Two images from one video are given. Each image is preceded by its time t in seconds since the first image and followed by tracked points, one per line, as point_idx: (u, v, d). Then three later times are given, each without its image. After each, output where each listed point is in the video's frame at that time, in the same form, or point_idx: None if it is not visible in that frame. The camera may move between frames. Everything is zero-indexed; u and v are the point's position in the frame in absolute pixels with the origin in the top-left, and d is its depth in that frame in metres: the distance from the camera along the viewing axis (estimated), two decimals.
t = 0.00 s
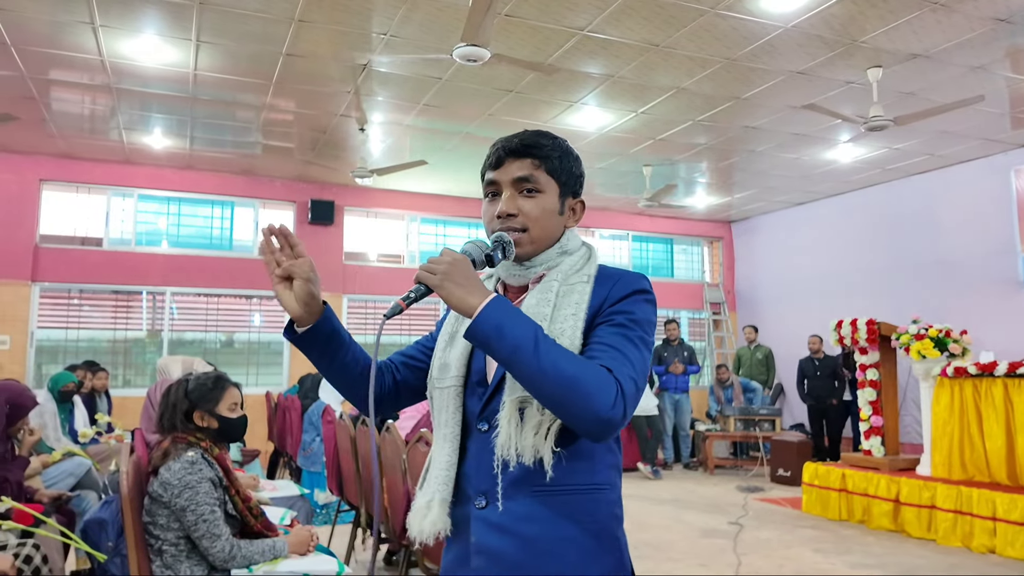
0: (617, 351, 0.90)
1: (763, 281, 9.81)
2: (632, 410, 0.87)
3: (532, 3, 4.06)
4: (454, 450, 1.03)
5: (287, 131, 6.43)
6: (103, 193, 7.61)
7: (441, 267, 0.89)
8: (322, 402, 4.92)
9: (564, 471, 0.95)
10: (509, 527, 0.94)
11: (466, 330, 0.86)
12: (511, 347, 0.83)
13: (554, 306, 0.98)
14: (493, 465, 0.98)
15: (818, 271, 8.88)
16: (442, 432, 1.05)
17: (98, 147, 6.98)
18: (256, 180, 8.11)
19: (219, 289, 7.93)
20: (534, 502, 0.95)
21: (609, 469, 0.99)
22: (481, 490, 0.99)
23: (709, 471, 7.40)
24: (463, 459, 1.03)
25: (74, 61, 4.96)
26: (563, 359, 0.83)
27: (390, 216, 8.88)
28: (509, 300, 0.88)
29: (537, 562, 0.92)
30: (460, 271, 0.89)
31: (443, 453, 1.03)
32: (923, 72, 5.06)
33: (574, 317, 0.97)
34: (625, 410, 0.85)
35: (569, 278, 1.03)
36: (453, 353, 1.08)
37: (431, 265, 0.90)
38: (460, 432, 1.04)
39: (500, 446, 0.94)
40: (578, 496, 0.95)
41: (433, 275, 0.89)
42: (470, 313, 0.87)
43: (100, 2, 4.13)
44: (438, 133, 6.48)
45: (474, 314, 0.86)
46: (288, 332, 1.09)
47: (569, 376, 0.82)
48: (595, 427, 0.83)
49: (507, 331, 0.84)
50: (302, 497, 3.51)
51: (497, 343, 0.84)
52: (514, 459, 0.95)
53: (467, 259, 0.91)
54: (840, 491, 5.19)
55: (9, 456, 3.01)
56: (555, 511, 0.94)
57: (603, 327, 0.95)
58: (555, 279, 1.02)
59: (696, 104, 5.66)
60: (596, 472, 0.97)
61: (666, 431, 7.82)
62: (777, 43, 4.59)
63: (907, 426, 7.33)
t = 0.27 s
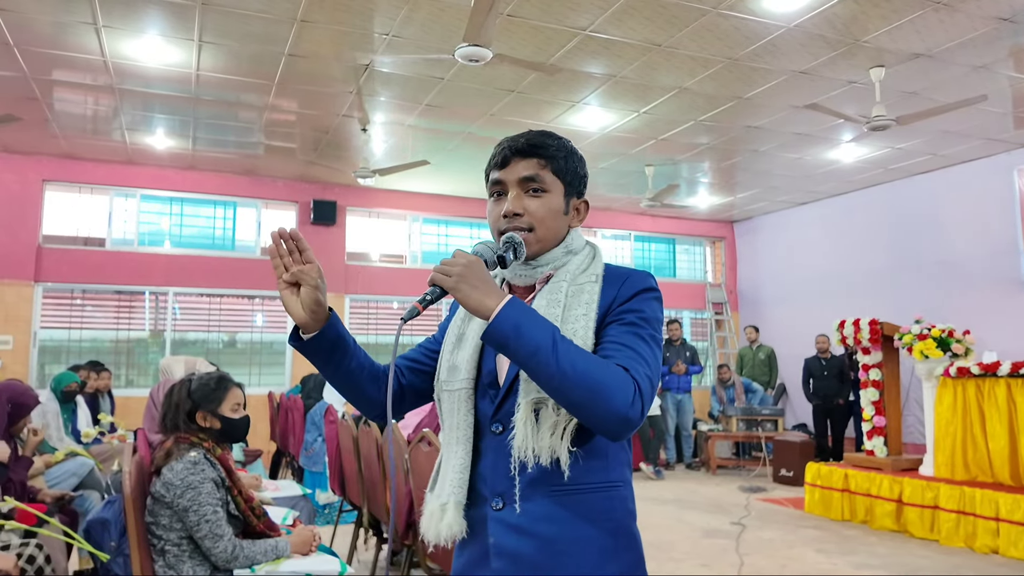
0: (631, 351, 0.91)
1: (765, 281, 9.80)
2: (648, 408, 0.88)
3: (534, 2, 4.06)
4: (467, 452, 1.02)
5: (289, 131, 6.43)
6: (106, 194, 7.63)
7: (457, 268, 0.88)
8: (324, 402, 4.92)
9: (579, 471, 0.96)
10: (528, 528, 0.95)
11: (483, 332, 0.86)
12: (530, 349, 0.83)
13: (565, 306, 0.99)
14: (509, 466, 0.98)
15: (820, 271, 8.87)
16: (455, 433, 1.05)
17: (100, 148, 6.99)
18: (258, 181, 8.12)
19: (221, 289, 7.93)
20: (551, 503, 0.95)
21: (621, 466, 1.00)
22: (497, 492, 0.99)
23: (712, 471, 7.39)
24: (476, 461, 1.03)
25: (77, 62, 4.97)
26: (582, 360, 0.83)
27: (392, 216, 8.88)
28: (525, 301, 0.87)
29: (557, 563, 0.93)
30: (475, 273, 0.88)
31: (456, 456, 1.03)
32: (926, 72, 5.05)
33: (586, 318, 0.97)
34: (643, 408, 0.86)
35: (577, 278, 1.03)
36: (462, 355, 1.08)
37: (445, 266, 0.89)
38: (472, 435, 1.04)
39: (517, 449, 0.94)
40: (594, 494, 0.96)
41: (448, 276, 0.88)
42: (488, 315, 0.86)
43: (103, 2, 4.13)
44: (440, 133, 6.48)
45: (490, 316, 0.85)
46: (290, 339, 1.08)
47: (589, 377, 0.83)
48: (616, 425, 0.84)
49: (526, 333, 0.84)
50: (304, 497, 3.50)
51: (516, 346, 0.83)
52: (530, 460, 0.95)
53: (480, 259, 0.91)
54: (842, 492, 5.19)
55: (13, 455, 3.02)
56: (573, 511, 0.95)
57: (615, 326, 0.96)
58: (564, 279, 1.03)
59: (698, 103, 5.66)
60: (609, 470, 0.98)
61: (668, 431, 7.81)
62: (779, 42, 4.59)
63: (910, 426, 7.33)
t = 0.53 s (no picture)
0: (638, 351, 0.91)
1: (768, 281, 9.79)
2: (655, 407, 0.89)
3: (536, 3, 4.06)
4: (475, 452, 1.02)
5: (291, 131, 6.44)
6: (109, 194, 7.63)
7: (464, 270, 0.88)
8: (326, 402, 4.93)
9: (587, 471, 0.96)
10: (537, 529, 0.95)
11: (490, 334, 0.86)
12: (539, 352, 0.83)
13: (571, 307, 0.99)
14: (517, 467, 0.98)
15: (822, 271, 8.86)
16: (463, 435, 1.05)
17: (103, 148, 7.00)
18: (261, 181, 8.13)
19: (223, 289, 7.94)
20: (560, 503, 0.96)
21: (630, 465, 1.00)
22: (505, 493, 0.99)
23: (714, 472, 7.39)
24: (484, 461, 1.04)
25: (80, 63, 4.98)
26: (590, 362, 0.83)
27: (394, 216, 8.89)
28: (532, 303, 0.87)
29: (568, 562, 0.94)
30: (482, 275, 0.88)
31: (465, 456, 1.03)
32: (928, 71, 5.04)
33: (593, 318, 0.97)
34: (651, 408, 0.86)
35: (584, 278, 1.03)
36: (469, 355, 1.07)
37: (452, 268, 0.89)
38: (480, 435, 1.04)
39: (526, 450, 0.94)
40: (603, 494, 0.96)
41: (455, 279, 0.87)
42: (495, 317, 0.86)
43: (105, 3, 4.13)
44: (442, 133, 6.48)
45: (498, 319, 0.85)
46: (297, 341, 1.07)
47: (598, 379, 0.83)
48: (625, 426, 0.84)
49: (534, 335, 0.84)
50: (306, 497, 3.48)
51: (524, 348, 0.83)
52: (539, 461, 0.95)
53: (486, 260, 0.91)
54: (845, 492, 5.18)
55: (16, 455, 3.03)
56: (582, 511, 0.95)
57: (622, 326, 0.96)
58: (570, 279, 1.02)
59: (700, 103, 5.65)
60: (618, 470, 0.98)
61: (670, 432, 7.80)
62: (781, 42, 4.59)
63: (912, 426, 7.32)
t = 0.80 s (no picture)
0: (644, 352, 0.91)
1: (770, 281, 9.78)
2: (661, 408, 0.88)
3: (538, 3, 4.06)
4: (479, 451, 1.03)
5: (293, 132, 6.44)
6: (111, 194, 7.64)
7: (470, 269, 0.88)
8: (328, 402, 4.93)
9: (591, 471, 0.97)
10: (541, 529, 0.95)
11: (495, 333, 0.86)
12: (543, 352, 0.83)
13: (578, 307, 0.99)
14: (522, 467, 0.98)
15: (824, 271, 8.86)
16: (467, 434, 1.05)
17: (105, 148, 7.01)
18: (263, 181, 8.13)
19: (225, 289, 7.95)
20: (564, 503, 0.96)
21: (634, 466, 1.00)
22: (509, 491, 0.99)
23: (716, 472, 7.38)
24: (488, 461, 1.04)
25: (83, 63, 4.99)
26: (595, 362, 0.83)
27: (396, 216, 8.89)
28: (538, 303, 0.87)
29: (570, 561, 0.94)
30: (488, 274, 0.88)
31: (469, 455, 1.03)
32: (931, 71, 5.03)
33: (599, 318, 0.97)
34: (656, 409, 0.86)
35: (591, 278, 1.03)
36: (474, 354, 1.08)
37: (459, 267, 0.89)
38: (485, 434, 1.04)
39: (529, 450, 0.94)
40: (606, 494, 0.96)
41: (461, 278, 0.88)
42: (501, 316, 0.86)
43: (107, 3, 4.14)
44: (444, 133, 6.48)
45: (503, 319, 0.85)
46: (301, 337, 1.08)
47: (602, 379, 0.83)
48: (629, 427, 0.84)
49: (538, 335, 0.84)
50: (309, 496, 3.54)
51: (529, 348, 0.84)
52: (543, 461, 0.95)
53: (492, 259, 0.91)
54: (847, 492, 5.17)
55: (18, 455, 3.03)
56: (587, 512, 0.95)
57: (628, 327, 0.96)
58: (577, 279, 1.03)
59: (702, 103, 5.65)
60: (622, 470, 0.98)
61: (672, 432, 7.80)
62: (784, 42, 4.58)
63: (915, 426, 7.31)
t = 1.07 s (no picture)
0: (643, 350, 0.90)
1: (772, 281, 9.78)
2: (657, 409, 0.87)
3: (539, 3, 4.06)
4: (477, 445, 1.03)
5: (294, 132, 6.45)
6: (113, 194, 7.65)
7: (468, 262, 0.89)
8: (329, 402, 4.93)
9: (587, 470, 0.96)
10: (534, 525, 0.95)
11: (491, 326, 0.86)
12: (538, 346, 0.83)
13: (579, 303, 0.99)
14: (517, 462, 0.98)
15: (826, 271, 8.85)
16: (465, 427, 1.05)
17: (107, 148, 7.02)
18: (264, 181, 8.14)
19: (227, 289, 7.96)
20: (558, 501, 0.95)
21: (631, 467, 1.00)
22: (503, 486, 1.00)
23: (717, 472, 7.37)
24: (485, 456, 1.04)
25: (84, 64, 5.00)
26: (590, 358, 0.83)
27: (397, 216, 8.90)
28: (535, 297, 0.88)
29: (562, 559, 0.93)
30: (486, 267, 0.89)
31: (465, 448, 1.03)
32: (933, 70, 5.02)
33: (600, 315, 0.97)
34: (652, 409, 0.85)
35: (595, 275, 1.03)
36: (476, 347, 1.08)
37: (456, 259, 0.90)
38: (483, 428, 1.04)
39: (524, 445, 0.94)
40: (602, 494, 0.96)
41: (459, 270, 0.89)
42: (497, 309, 0.87)
43: (109, 3, 4.14)
44: (445, 133, 6.48)
45: (499, 311, 0.86)
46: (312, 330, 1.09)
47: (597, 375, 0.82)
48: (623, 426, 0.83)
49: (534, 328, 0.84)
50: (311, 497, 3.51)
51: (524, 341, 0.84)
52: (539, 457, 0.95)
53: (487, 249, 0.92)
54: (849, 492, 5.17)
55: (19, 454, 3.04)
56: (581, 510, 0.95)
57: (629, 325, 0.95)
58: (581, 276, 1.03)
59: (704, 103, 5.64)
60: (618, 471, 0.98)
61: (674, 432, 7.79)
62: (785, 41, 4.58)
63: (917, 426, 7.30)
